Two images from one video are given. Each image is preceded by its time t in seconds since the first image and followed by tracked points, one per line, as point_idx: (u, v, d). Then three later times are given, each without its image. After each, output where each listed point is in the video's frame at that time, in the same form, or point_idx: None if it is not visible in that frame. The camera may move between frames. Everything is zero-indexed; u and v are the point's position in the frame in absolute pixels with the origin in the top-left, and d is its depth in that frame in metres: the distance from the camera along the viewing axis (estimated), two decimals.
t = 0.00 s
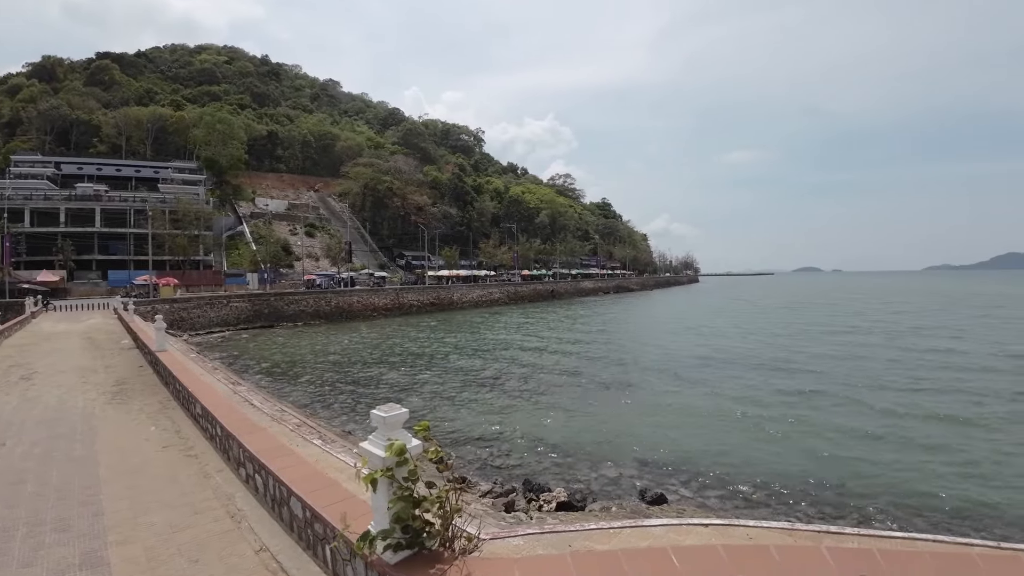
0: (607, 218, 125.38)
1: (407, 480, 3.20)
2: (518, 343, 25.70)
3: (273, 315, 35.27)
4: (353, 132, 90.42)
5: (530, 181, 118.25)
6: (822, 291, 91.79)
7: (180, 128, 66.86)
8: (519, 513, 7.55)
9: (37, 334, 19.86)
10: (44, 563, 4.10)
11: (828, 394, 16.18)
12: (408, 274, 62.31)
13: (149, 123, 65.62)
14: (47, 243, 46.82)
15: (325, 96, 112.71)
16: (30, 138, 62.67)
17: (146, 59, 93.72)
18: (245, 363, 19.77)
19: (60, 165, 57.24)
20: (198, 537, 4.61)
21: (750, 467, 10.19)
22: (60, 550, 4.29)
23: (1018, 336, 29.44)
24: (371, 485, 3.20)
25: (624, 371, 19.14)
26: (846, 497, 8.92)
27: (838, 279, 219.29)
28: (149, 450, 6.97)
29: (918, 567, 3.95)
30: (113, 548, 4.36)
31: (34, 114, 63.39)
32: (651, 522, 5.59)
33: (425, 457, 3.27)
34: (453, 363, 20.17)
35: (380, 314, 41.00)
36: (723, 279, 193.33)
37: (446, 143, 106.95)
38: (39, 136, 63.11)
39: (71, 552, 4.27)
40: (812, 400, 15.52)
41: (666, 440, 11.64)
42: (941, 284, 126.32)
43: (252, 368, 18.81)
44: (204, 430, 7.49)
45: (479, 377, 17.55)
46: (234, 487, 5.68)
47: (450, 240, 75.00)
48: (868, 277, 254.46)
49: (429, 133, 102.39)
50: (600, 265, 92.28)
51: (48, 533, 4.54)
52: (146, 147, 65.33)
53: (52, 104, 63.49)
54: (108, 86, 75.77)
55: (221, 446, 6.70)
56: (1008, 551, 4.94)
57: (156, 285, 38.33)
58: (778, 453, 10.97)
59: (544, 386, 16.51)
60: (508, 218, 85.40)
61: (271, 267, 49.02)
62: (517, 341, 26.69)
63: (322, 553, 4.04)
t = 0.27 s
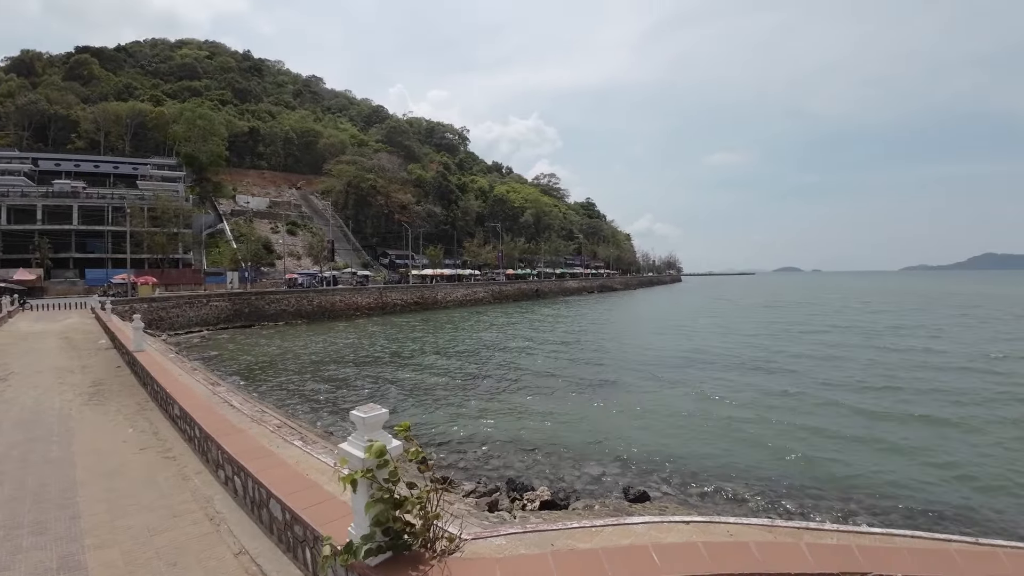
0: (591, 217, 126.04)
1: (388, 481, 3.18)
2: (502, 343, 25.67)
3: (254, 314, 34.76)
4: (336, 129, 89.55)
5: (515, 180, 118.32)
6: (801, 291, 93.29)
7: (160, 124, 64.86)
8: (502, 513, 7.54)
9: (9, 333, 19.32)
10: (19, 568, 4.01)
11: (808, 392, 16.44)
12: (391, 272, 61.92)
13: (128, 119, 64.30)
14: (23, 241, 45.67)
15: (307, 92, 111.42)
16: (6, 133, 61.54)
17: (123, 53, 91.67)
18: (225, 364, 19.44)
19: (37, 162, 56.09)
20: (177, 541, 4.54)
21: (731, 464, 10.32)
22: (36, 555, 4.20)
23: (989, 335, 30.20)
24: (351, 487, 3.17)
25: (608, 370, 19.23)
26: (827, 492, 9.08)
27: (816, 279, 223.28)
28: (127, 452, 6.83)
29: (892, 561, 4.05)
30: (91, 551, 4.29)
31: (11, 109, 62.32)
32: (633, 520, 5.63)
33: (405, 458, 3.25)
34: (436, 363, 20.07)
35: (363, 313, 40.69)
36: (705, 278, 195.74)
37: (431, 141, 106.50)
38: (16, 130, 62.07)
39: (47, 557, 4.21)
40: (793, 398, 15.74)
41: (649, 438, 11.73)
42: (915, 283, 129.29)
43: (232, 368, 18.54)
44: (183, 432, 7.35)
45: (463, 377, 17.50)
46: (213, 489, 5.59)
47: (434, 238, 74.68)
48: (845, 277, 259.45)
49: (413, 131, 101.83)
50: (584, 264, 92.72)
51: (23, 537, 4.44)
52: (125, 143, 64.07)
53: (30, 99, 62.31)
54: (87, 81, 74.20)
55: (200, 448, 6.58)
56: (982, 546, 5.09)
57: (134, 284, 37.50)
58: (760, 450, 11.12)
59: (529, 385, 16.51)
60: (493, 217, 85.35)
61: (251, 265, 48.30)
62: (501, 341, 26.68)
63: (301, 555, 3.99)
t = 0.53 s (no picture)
0: (576, 217, 126.56)
1: (368, 482, 3.16)
2: (487, 343, 25.64)
3: (235, 314, 34.26)
4: (319, 126, 88.64)
5: (500, 180, 118.30)
6: (780, 291, 94.81)
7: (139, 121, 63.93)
8: (486, 513, 7.54)
9: None
10: None
11: (789, 391, 16.68)
12: (375, 272, 61.48)
13: (108, 115, 63.05)
14: None
15: (290, 89, 110.16)
16: None
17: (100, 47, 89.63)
18: (206, 365, 19.12)
19: (12, 157, 54.69)
20: (156, 544, 4.47)
21: (713, 461, 10.45)
22: (14, 560, 4.13)
23: (962, 334, 31.02)
24: (331, 489, 3.14)
25: (592, 369, 19.31)
26: (808, 489, 9.25)
27: (795, 278, 226.83)
28: (105, 454, 6.70)
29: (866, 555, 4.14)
30: (69, 556, 4.22)
31: None
32: (616, 518, 5.67)
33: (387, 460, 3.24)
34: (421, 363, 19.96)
35: (346, 313, 40.36)
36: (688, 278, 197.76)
37: (415, 139, 105.94)
38: None
39: (24, 561, 4.15)
40: (775, 396, 15.96)
41: (632, 436, 11.82)
42: (891, 283, 131.83)
43: (213, 369, 18.26)
44: (161, 434, 7.21)
45: (448, 377, 17.44)
46: (193, 492, 5.50)
47: (418, 237, 74.32)
48: (824, 277, 263.96)
49: (398, 129, 101.20)
50: (568, 264, 93.05)
51: None
52: (103, 140, 62.80)
53: (5, 93, 60.80)
54: (66, 76, 72.71)
55: (179, 450, 6.46)
56: (960, 542, 5.28)
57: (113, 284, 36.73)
58: (742, 448, 11.27)
59: (514, 385, 16.50)
60: (478, 216, 85.22)
61: (232, 264, 47.58)
62: (486, 340, 26.64)
63: (282, 558, 3.95)
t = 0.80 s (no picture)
0: (561, 217, 127.05)
1: (346, 485, 3.14)
2: (472, 342, 25.57)
3: (216, 315, 33.71)
4: (302, 124, 87.67)
5: (485, 179, 118.20)
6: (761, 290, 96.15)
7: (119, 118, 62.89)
8: (470, 513, 7.51)
9: None
10: None
11: (771, 389, 16.88)
12: (359, 271, 61.00)
13: (86, 111, 61.81)
14: None
15: (273, 86, 108.79)
16: None
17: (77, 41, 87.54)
18: (186, 366, 18.79)
19: None
20: (132, 549, 4.40)
21: (696, 459, 10.54)
22: None
23: (936, 333, 31.77)
24: (309, 491, 3.11)
25: (576, 368, 19.35)
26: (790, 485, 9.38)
27: (776, 278, 230.23)
28: (82, 457, 6.54)
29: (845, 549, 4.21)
30: (47, 561, 4.17)
31: None
32: (599, 517, 5.69)
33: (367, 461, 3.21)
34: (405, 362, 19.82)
35: (329, 313, 39.97)
36: (671, 278, 199.33)
37: (400, 138, 105.36)
38: None
39: None
40: (758, 395, 16.17)
41: (616, 435, 11.87)
42: (870, 283, 134.14)
43: (194, 371, 17.97)
44: (140, 437, 7.03)
45: (433, 376, 17.35)
46: (171, 496, 5.39)
47: (402, 237, 73.94)
48: (804, 277, 268.26)
49: (382, 127, 100.60)
50: (553, 264, 93.37)
51: None
52: (82, 137, 61.53)
53: None
54: (45, 72, 71.24)
55: (158, 452, 6.34)
56: (938, 537, 5.46)
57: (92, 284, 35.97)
58: (723, 445, 11.39)
59: (499, 384, 16.45)
60: (463, 216, 85.08)
61: (213, 264, 46.86)
62: (471, 339, 26.59)
63: (262, 561, 3.89)
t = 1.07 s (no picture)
0: (546, 216, 127.32)
1: (327, 488, 3.11)
2: (457, 342, 25.47)
3: (196, 315, 33.15)
4: (285, 122, 86.62)
5: (470, 179, 118.02)
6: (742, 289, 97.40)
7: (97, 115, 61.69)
8: (455, 514, 7.50)
9: None
10: None
11: (753, 388, 17.10)
12: (342, 271, 60.43)
13: (63, 108, 60.49)
14: None
15: (255, 83, 107.32)
16: None
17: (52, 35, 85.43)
18: (166, 367, 18.48)
19: None
20: (109, 556, 4.32)
21: (680, 457, 10.63)
22: None
23: (912, 331, 32.47)
24: (288, 495, 3.08)
25: (561, 367, 19.40)
26: (772, 482, 9.51)
27: (758, 277, 233.19)
28: (59, 462, 6.40)
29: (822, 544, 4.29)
30: (22, 568, 4.09)
31: None
32: (583, 515, 5.72)
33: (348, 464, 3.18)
34: (390, 363, 19.68)
35: (313, 314, 39.56)
36: (655, 277, 200.70)
37: (384, 137, 104.67)
38: None
39: None
40: (741, 392, 16.36)
41: (601, 434, 11.92)
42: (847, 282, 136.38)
43: (174, 372, 17.68)
44: (119, 441, 6.90)
45: (418, 377, 17.25)
46: (151, 500, 5.30)
47: (386, 236, 73.51)
48: (785, 276, 272.15)
49: (366, 126, 99.84)
50: (538, 263, 93.53)
51: None
52: (60, 135, 60.31)
53: None
54: (23, 69, 69.67)
55: (137, 456, 6.23)
56: (917, 532, 5.61)
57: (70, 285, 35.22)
58: (706, 443, 11.51)
59: (485, 384, 16.39)
60: (448, 215, 84.83)
61: (193, 264, 46.08)
62: (456, 339, 26.51)
63: (242, 565, 3.85)
